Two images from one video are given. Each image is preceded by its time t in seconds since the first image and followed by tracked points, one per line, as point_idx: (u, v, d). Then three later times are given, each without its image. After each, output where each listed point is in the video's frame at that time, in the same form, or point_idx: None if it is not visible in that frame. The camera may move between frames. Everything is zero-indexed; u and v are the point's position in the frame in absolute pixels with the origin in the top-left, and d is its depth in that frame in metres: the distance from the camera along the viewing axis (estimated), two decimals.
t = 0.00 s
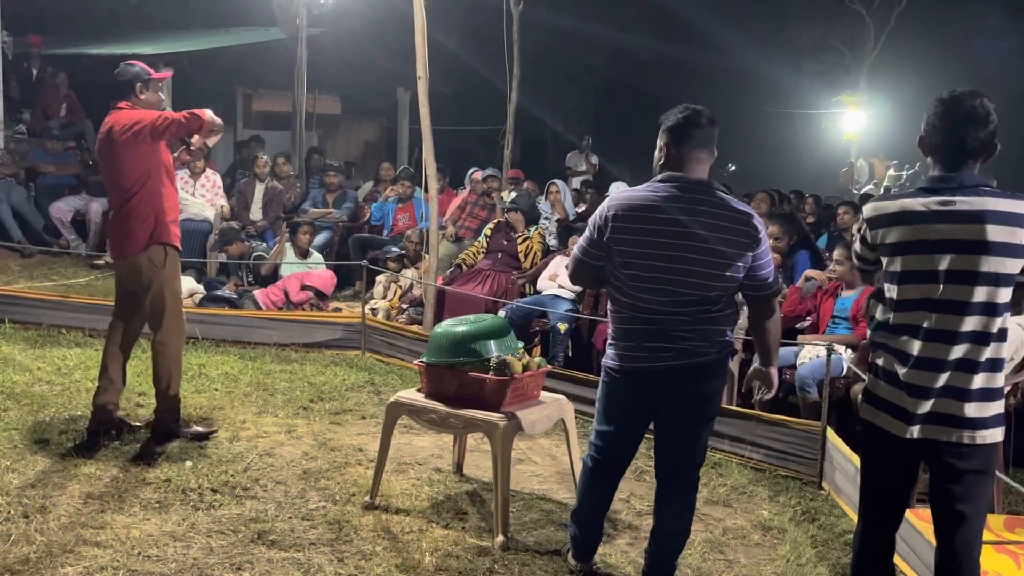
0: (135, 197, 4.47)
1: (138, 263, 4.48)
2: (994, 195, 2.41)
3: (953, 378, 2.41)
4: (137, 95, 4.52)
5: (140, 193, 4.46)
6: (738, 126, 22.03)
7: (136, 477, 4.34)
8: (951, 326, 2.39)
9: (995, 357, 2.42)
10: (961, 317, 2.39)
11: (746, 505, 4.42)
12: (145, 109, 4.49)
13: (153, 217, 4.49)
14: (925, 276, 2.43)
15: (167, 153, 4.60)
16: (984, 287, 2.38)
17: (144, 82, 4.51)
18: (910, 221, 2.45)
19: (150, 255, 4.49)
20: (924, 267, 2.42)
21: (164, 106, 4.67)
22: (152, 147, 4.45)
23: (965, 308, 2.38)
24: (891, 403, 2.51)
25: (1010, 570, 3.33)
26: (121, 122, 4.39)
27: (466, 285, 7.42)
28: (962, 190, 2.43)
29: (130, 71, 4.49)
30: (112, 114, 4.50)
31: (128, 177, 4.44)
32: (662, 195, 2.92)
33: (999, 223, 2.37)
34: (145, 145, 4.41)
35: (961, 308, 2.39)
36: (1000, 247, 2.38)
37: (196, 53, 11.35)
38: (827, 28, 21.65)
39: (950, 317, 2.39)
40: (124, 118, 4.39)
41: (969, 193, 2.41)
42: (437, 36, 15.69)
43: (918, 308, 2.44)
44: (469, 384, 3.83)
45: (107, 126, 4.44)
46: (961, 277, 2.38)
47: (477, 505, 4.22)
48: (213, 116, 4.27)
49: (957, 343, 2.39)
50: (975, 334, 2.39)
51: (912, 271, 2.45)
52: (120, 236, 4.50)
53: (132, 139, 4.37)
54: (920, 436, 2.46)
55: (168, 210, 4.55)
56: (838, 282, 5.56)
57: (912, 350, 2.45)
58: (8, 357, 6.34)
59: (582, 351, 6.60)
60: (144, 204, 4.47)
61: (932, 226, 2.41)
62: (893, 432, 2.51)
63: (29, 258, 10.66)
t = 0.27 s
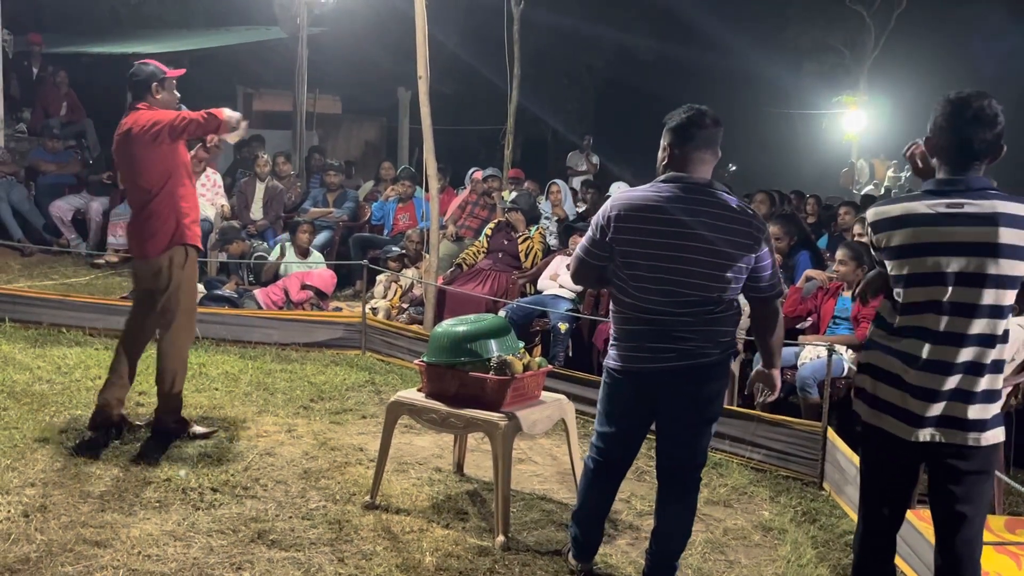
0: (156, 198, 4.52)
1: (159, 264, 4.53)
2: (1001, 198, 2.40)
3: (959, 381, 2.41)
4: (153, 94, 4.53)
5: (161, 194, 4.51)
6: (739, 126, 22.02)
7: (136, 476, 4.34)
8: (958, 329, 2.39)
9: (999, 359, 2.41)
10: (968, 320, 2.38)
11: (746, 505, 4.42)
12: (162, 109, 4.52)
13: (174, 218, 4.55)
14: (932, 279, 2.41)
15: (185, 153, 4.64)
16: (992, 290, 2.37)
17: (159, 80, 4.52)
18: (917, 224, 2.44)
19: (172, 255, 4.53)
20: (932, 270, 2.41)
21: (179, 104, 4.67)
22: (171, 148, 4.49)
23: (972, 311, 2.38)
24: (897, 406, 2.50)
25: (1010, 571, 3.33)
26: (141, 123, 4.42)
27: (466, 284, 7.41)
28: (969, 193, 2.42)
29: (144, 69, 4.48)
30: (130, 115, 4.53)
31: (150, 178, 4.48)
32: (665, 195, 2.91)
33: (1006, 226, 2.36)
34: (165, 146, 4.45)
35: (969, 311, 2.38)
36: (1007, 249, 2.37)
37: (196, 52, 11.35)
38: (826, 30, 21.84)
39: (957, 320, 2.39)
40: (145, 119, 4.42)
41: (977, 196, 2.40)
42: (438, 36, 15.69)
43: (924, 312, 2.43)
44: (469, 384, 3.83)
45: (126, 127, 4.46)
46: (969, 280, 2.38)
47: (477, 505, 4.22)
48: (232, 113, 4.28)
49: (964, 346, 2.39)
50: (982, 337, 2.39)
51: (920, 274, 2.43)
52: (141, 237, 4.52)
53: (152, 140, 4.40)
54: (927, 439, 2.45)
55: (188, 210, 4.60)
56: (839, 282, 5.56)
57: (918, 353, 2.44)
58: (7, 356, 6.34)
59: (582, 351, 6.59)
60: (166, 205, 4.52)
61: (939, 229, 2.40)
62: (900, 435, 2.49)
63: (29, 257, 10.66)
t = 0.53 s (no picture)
0: (171, 200, 4.52)
1: (174, 266, 4.53)
2: (1007, 199, 2.40)
3: (965, 383, 2.40)
4: (169, 94, 4.54)
5: (177, 197, 4.51)
6: (740, 126, 22.01)
7: (137, 474, 4.34)
8: (965, 330, 2.38)
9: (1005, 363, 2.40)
10: (975, 322, 2.37)
11: (747, 505, 4.41)
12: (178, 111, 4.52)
13: (189, 220, 4.54)
14: (939, 281, 2.40)
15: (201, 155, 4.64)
16: (999, 291, 2.36)
17: (175, 81, 4.53)
18: (923, 225, 2.42)
19: (186, 257, 4.53)
20: (939, 271, 2.40)
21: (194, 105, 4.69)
22: (186, 149, 4.48)
23: (980, 312, 2.37)
24: (902, 407, 2.49)
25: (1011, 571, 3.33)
26: (154, 125, 4.42)
27: (467, 284, 7.40)
28: (976, 194, 2.41)
29: (160, 70, 4.50)
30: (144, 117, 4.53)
31: (165, 180, 4.48)
32: (669, 195, 2.91)
33: (1013, 228, 2.35)
34: (181, 148, 4.45)
35: (976, 312, 2.37)
36: (1014, 251, 2.36)
37: (197, 51, 11.33)
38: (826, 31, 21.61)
39: (963, 321, 2.38)
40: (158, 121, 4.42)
41: (984, 197, 2.39)
42: (439, 34, 15.66)
43: (929, 313, 2.42)
44: (471, 383, 3.82)
45: (139, 129, 4.46)
46: (977, 281, 2.36)
47: (478, 504, 4.21)
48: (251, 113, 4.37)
49: (972, 348, 2.38)
50: (989, 339, 2.37)
51: (927, 275, 2.42)
52: (157, 239, 4.53)
53: (167, 142, 4.41)
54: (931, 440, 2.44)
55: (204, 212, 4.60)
56: (840, 281, 5.56)
57: (925, 354, 2.43)
58: (8, 354, 6.34)
59: (583, 351, 6.59)
60: (181, 207, 4.52)
61: (946, 229, 2.39)
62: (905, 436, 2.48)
63: (29, 255, 10.66)
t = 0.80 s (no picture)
0: (180, 199, 4.53)
1: (180, 264, 4.53)
2: (1009, 201, 2.41)
3: (967, 384, 2.40)
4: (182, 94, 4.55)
5: (185, 196, 4.52)
6: (740, 126, 22.00)
7: (136, 473, 4.34)
8: (967, 331, 2.39)
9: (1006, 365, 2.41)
10: (978, 323, 2.38)
11: (747, 505, 4.41)
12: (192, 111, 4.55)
13: (196, 220, 4.55)
14: (942, 281, 2.40)
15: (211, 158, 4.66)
16: (1001, 293, 2.36)
17: (189, 81, 4.54)
18: (926, 225, 2.42)
19: (192, 257, 4.53)
20: (942, 272, 2.39)
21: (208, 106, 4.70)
22: (195, 151, 4.51)
23: (982, 313, 2.37)
24: (904, 408, 2.48)
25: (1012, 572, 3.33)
26: (164, 125, 4.45)
27: (467, 283, 7.40)
28: (978, 195, 2.42)
29: (175, 70, 4.52)
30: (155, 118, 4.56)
31: (173, 180, 4.50)
32: (669, 194, 2.91)
33: (1014, 229, 2.36)
34: (192, 149, 4.48)
35: (979, 314, 2.38)
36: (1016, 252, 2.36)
37: (198, 50, 11.33)
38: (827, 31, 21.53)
39: (966, 323, 2.38)
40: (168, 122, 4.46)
41: (987, 199, 2.40)
42: (440, 34, 15.67)
43: (931, 314, 2.42)
44: (471, 383, 3.82)
45: (151, 129, 4.50)
46: (979, 283, 2.37)
47: (478, 504, 4.21)
48: (262, 118, 4.44)
49: (974, 349, 2.38)
50: (991, 340, 2.38)
51: (930, 276, 2.41)
52: (165, 238, 4.54)
53: (177, 142, 4.44)
54: (933, 441, 2.44)
55: (211, 213, 4.62)
56: (840, 281, 5.57)
57: (927, 355, 2.43)
58: (8, 353, 6.34)
59: (583, 351, 6.58)
60: (188, 206, 4.53)
61: (950, 230, 2.39)
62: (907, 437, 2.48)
63: (29, 254, 10.66)
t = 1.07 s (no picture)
0: (195, 199, 4.57)
1: (189, 264, 4.57)
2: (1011, 202, 2.41)
3: (968, 386, 2.39)
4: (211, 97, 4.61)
5: (199, 197, 4.56)
6: (741, 125, 22.00)
7: (136, 472, 4.34)
8: (969, 332, 2.38)
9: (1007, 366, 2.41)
10: (980, 324, 2.38)
11: (747, 505, 4.41)
12: (219, 114, 4.59)
13: (208, 220, 4.58)
14: (945, 282, 2.39)
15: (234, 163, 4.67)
16: (1004, 294, 2.36)
17: (218, 84, 4.61)
18: (930, 225, 2.41)
19: (200, 257, 4.55)
20: (945, 272, 2.39)
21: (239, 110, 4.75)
22: (213, 152, 4.52)
23: (984, 315, 2.37)
24: (905, 409, 2.48)
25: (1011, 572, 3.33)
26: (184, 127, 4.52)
27: (468, 283, 7.40)
28: (981, 196, 2.42)
29: (207, 72, 4.60)
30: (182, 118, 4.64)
31: (188, 181, 4.54)
32: (670, 193, 2.91)
33: (1016, 230, 2.36)
34: (212, 151, 4.51)
35: (981, 315, 2.37)
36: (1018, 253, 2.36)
37: (198, 48, 11.33)
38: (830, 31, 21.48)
39: (968, 324, 2.38)
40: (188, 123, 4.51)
41: (989, 200, 2.40)
42: (441, 33, 15.67)
43: (934, 314, 2.42)
44: (471, 382, 3.82)
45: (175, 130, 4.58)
46: (982, 284, 2.36)
47: (478, 503, 4.21)
48: (279, 127, 4.27)
49: (976, 351, 2.38)
50: (993, 341, 2.37)
51: (933, 276, 2.41)
52: (179, 237, 4.61)
53: (195, 143, 4.48)
54: (935, 442, 2.44)
55: (226, 217, 4.63)
56: (842, 281, 5.56)
57: (929, 356, 2.42)
58: (9, 351, 6.35)
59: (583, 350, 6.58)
60: (203, 206, 4.57)
61: (952, 231, 2.39)
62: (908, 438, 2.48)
63: (30, 252, 10.67)
